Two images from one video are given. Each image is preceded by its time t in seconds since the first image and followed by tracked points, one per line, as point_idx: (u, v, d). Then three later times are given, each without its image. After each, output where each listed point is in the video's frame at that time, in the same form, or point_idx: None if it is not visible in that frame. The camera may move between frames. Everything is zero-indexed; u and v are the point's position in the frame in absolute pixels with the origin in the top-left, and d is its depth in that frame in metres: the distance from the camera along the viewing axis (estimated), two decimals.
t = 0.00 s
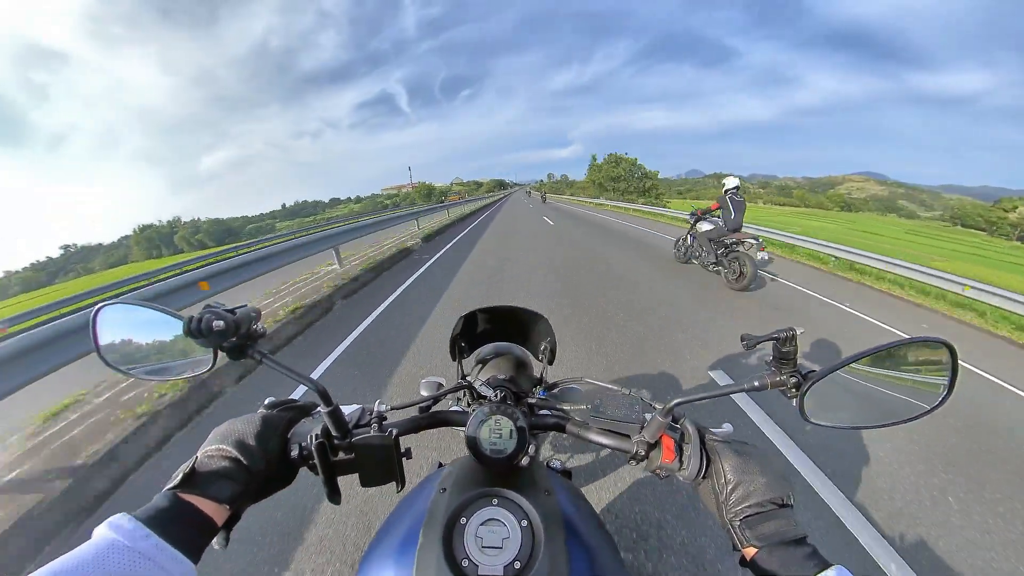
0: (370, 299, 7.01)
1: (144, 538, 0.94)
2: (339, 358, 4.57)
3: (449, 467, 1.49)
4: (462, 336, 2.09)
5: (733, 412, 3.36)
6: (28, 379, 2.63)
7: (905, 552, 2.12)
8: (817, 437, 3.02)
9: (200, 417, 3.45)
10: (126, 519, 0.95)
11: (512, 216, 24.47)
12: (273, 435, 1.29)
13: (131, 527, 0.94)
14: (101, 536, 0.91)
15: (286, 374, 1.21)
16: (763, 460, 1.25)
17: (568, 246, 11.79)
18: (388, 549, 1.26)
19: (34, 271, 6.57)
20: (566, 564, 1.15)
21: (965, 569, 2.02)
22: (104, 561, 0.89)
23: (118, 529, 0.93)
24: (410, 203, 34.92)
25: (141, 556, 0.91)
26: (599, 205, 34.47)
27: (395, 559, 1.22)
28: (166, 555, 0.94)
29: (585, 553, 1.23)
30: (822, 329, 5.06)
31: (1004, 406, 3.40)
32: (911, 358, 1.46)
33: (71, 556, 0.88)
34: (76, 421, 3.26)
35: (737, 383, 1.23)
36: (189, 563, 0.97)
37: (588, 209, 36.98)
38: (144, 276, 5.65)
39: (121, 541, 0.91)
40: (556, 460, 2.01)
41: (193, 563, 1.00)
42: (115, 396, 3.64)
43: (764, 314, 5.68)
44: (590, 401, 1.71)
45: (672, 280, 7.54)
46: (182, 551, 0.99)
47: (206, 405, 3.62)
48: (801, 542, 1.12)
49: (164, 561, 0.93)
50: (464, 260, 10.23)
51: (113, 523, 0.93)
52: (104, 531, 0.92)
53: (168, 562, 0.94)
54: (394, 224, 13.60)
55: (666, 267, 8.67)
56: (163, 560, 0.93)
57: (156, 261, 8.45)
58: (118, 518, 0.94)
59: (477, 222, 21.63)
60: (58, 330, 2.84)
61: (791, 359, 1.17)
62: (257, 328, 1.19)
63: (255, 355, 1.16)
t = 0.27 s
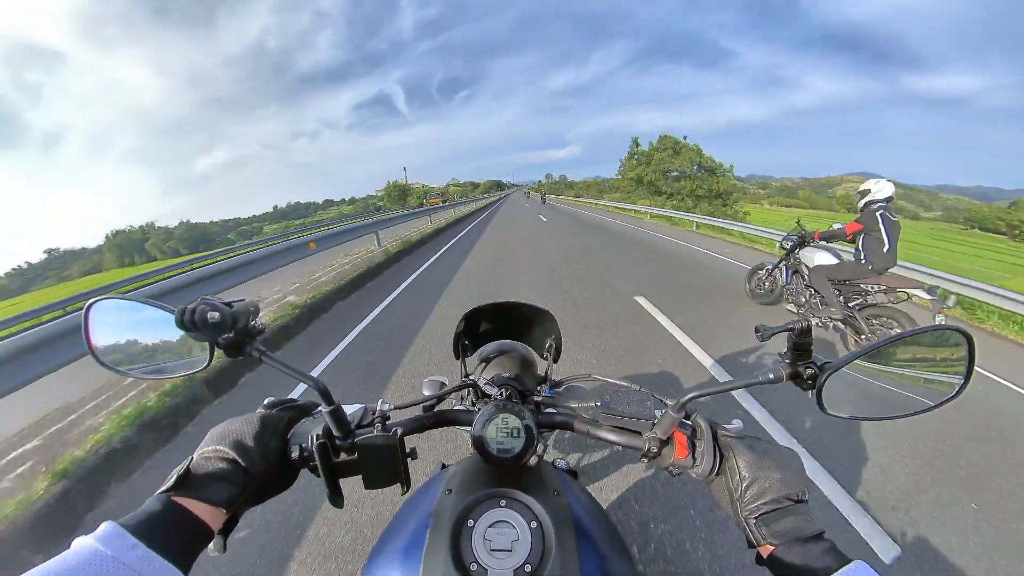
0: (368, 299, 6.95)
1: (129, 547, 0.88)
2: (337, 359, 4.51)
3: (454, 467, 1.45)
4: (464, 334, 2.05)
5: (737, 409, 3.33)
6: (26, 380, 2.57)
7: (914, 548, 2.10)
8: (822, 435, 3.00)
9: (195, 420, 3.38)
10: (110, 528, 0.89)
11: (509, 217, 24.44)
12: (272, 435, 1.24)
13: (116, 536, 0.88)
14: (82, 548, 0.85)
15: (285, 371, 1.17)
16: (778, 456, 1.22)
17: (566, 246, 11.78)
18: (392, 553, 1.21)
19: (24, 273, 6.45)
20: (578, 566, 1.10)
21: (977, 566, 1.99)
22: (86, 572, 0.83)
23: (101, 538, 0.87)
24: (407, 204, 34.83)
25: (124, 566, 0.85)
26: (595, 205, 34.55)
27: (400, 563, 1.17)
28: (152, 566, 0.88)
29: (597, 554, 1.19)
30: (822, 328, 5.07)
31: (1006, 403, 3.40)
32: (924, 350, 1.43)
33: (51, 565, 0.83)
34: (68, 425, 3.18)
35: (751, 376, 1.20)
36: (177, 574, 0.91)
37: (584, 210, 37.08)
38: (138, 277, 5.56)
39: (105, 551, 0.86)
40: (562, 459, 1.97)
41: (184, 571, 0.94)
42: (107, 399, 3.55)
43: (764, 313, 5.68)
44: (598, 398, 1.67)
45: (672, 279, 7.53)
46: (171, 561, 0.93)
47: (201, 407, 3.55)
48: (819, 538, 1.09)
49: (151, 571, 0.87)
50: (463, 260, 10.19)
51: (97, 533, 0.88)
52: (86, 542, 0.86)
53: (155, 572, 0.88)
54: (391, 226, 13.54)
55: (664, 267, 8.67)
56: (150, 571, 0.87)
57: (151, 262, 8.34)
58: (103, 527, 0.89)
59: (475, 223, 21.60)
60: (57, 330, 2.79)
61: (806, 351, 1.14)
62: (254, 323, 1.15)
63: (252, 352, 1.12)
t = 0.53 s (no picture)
0: (367, 301, 6.99)
1: (154, 552, 0.93)
2: (338, 360, 4.55)
3: (458, 470, 1.50)
4: (466, 339, 2.10)
5: (734, 409, 3.39)
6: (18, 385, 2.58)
7: (904, 543, 2.16)
8: (816, 433, 3.06)
9: (197, 421, 3.42)
10: (137, 533, 0.95)
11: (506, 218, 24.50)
12: (284, 442, 1.29)
13: (142, 540, 0.93)
14: (110, 553, 0.91)
15: (296, 381, 1.22)
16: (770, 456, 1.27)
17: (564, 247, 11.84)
18: (400, 553, 1.26)
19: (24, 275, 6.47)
20: (579, 564, 1.15)
21: (965, 560, 2.05)
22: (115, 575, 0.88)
23: (127, 544, 0.92)
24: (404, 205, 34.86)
25: (150, 569, 0.90)
26: (593, 205, 34.62)
27: (408, 563, 1.22)
28: (177, 569, 0.93)
29: (597, 552, 1.24)
30: (817, 327, 5.14)
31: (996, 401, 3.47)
32: (909, 352, 1.49)
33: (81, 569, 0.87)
34: (71, 427, 3.21)
35: (743, 380, 1.25)
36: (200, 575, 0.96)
37: (582, 210, 37.16)
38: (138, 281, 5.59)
39: (133, 556, 0.91)
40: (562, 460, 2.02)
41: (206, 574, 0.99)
42: (110, 401, 3.59)
43: (760, 312, 5.75)
44: (596, 401, 1.73)
45: (669, 280, 7.60)
46: (194, 564, 0.98)
47: (203, 408, 3.59)
48: (809, 534, 1.14)
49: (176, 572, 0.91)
50: (461, 262, 10.25)
51: (123, 538, 0.93)
52: (113, 548, 0.91)
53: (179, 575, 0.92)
54: (390, 227, 13.59)
55: (662, 267, 8.74)
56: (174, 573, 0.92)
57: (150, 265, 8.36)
58: (128, 533, 0.94)
59: (473, 224, 21.68)
60: (53, 335, 2.82)
61: (796, 355, 1.19)
62: (268, 336, 1.20)
63: (265, 363, 1.17)
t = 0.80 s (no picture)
0: (365, 302, 6.97)
1: (156, 553, 0.92)
2: (336, 362, 4.53)
3: (458, 471, 1.49)
4: (466, 339, 2.10)
5: (732, 408, 3.39)
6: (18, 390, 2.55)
7: (902, 540, 2.16)
8: (814, 431, 3.07)
9: (194, 422, 3.39)
10: (138, 534, 0.94)
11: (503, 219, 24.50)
12: (283, 444, 1.29)
13: (142, 543, 0.93)
14: (109, 553, 0.88)
15: (294, 384, 1.21)
16: (770, 455, 1.27)
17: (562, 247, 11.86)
18: (401, 554, 1.26)
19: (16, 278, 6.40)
20: (580, 564, 1.15)
21: (962, 557, 2.06)
22: None
23: (129, 545, 0.92)
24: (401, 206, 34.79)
25: (152, 570, 0.89)
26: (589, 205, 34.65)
27: (408, 564, 1.22)
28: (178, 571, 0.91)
29: (598, 552, 1.24)
30: (814, 326, 5.16)
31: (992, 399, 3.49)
32: (909, 349, 1.49)
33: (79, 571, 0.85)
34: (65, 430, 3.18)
35: (742, 378, 1.25)
36: None
37: (579, 210, 37.18)
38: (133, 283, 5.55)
39: (133, 557, 0.89)
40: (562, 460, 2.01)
41: None
42: (105, 404, 3.55)
43: (757, 312, 5.77)
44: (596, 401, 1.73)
45: (667, 280, 7.62)
46: (196, 566, 0.97)
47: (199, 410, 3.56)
48: (809, 533, 1.14)
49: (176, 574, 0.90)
50: (459, 262, 10.24)
51: (124, 539, 0.92)
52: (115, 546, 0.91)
53: None
54: (387, 228, 13.56)
55: (659, 267, 8.77)
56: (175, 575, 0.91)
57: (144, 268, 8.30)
58: (129, 534, 0.93)
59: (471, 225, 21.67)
60: (49, 339, 2.79)
61: (794, 354, 1.19)
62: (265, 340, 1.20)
63: (263, 366, 1.17)
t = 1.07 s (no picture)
0: (362, 304, 6.96)
1: (151, 553, 0.92)
2: (332, 364, 4.53)
3: (451, 473, 1.49)
4: (460, 341, 2.10)
5: (728, 408, 3.40)
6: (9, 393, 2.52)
7: (896, 539, 2.17)
8: (809, 431, 3.08)
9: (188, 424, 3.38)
10: (130, 536, 0.94)
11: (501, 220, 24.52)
12: (276, 447, 1.29)
13: (137, 543, 0.93)
14: (102, 553, 0.89)
15: (285, 387, 1.21)
16: (760, 455, 1.28)
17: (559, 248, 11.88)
18: (392, 556, 1.26)
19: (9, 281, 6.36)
20: (571, 565, 1.15)
21: (955, 556, 2.07)
22: None
23: (124, 545, 0.92)
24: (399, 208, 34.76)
25: (147, 570, 0.89)
26: (587, 207, 34.69)
27: (400, 566, 1.22)
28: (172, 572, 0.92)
29: (590, 553, 1.24)
30: (810, 326, 5.19)
31: (985, 398, 3.52)
32: (901, 348, 1.49)
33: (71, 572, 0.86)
34: (58, 433, 3.16)
35: (732, 378, 1.26)
36: None
37: (577, 212, 37.18)
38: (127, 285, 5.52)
39: (127, 558, 0.90)
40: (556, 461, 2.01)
41: None
42: (98, 407, 3.53)
43: (753, 312, 5.79)
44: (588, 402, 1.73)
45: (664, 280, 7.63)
46: (189, 567, 0.97)
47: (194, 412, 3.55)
48: (799, 533, 1.14)
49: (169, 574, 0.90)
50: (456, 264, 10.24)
51: (118, 541, 0.92)
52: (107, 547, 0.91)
53: None
54: (384, 229, 13.54)
55: (656, 267, 8.79)
56: None
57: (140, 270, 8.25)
58: (123, 535, 0.93)
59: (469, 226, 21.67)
60: (43, 340, 2.77)
61: (783, 354, 1.20)
62: (256, 345, 1.20)
63: (253, 370, 1.17)
